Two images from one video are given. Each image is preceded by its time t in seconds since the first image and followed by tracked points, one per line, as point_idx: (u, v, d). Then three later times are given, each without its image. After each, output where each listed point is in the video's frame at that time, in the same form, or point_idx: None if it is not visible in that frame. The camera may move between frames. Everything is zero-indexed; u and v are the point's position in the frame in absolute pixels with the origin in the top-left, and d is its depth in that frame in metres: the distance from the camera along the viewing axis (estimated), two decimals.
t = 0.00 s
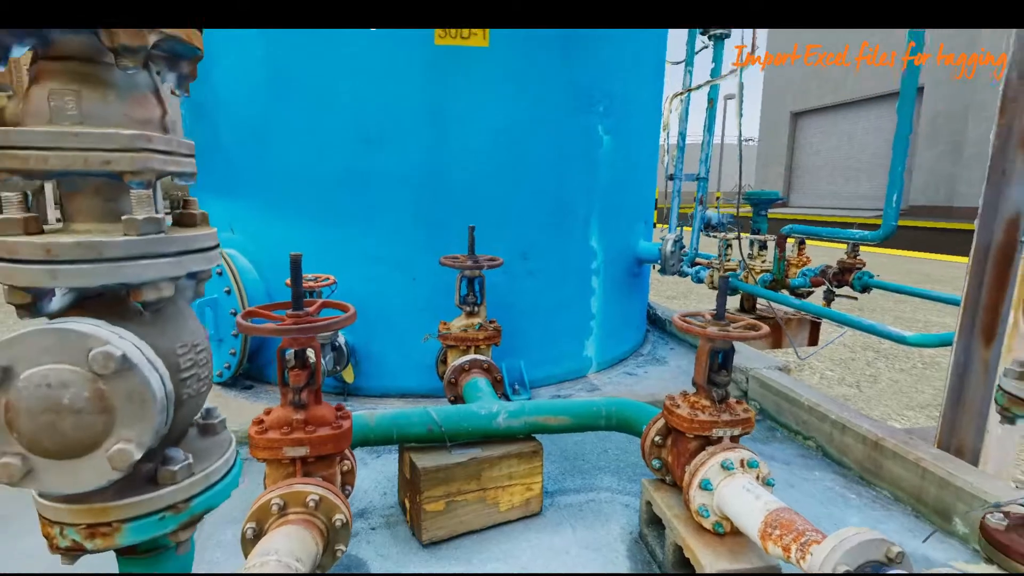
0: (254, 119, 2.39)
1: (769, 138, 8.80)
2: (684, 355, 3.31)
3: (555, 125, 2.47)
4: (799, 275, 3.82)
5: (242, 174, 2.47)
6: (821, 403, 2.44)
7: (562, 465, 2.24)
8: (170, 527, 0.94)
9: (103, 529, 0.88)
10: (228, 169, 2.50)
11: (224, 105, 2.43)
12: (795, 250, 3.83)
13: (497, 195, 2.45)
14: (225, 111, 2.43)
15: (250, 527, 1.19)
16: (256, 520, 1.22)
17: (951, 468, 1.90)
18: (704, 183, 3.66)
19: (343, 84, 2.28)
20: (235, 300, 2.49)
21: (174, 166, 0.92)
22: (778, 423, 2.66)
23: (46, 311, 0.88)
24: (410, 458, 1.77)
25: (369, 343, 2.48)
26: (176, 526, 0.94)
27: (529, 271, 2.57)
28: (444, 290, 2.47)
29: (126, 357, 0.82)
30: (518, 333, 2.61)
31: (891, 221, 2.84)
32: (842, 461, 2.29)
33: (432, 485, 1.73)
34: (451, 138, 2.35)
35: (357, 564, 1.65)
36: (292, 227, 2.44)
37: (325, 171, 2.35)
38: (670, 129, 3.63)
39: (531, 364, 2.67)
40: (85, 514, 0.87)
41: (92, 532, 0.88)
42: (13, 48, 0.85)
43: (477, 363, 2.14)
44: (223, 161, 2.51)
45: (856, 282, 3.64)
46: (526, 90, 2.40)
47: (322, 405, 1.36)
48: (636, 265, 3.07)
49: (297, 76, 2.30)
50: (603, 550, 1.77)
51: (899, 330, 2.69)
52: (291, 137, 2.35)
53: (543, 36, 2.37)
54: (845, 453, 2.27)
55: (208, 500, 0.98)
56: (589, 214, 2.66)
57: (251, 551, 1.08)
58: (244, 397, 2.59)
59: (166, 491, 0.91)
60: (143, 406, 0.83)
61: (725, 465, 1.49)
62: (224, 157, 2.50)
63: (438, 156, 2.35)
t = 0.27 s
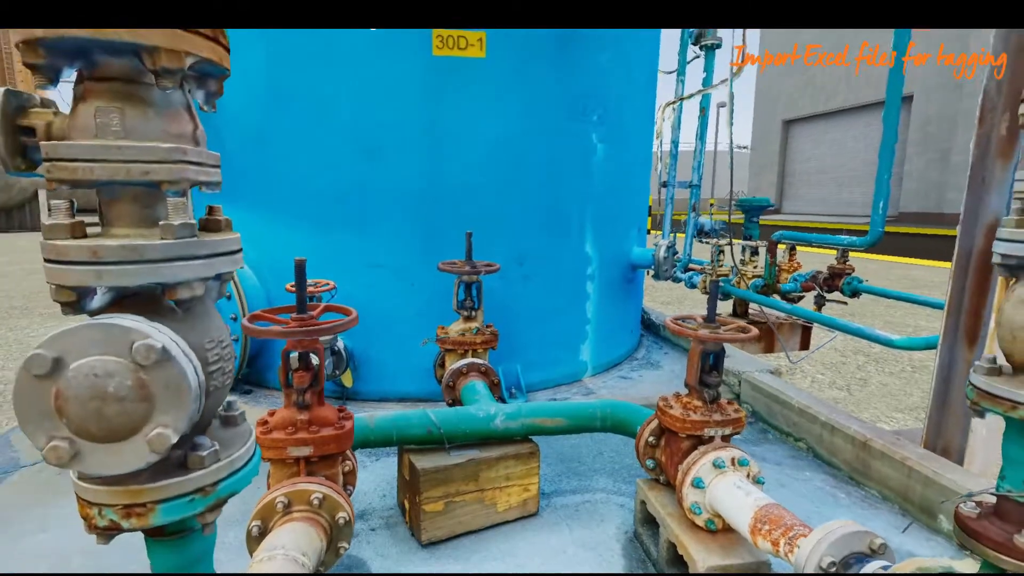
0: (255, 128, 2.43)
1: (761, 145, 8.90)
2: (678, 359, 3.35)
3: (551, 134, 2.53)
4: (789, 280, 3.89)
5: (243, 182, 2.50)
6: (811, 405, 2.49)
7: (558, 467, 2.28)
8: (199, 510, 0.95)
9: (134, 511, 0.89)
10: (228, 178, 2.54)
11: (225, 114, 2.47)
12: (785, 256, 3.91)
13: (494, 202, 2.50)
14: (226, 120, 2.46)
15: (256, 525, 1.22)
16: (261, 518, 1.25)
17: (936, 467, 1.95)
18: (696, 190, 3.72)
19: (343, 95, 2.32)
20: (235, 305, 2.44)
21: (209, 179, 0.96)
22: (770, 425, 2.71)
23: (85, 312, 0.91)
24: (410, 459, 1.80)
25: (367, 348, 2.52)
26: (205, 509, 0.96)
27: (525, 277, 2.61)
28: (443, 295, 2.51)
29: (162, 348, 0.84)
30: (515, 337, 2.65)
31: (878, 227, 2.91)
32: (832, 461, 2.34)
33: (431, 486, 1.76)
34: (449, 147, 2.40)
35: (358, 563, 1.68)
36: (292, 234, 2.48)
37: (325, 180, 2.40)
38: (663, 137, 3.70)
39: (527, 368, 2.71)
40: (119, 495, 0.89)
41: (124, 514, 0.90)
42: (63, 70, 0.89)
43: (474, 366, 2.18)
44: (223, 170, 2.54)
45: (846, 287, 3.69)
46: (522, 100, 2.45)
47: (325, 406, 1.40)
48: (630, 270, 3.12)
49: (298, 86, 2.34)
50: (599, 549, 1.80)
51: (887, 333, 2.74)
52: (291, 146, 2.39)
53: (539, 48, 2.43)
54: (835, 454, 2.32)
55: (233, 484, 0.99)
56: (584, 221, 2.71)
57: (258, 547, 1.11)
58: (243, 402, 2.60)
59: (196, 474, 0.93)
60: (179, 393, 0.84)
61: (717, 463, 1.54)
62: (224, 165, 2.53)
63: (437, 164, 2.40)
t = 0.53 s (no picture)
0: (254, 134, 2.47)
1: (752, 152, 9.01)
2: (671, 362, 3.40)
3: (546, 141, 2.58)
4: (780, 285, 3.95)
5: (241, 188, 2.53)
6: (801, 407, 2.54)
7: (554, 468, 2.31)
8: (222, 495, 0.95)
9: (163, 495, 0.89)
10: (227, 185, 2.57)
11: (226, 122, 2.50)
12: (776, 261, 3.98)
13: (490, 208, 2.55)
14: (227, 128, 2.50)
15: (260, 523, 1.25)
16: (266, 516, 1.28)
17: (921, 465, 2.01)
18: (688, 196, 3.78)
19: (341, 103, 2.36)
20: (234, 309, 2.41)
21: (236, 187, 0.99)
22: (761, 426, 2.76)
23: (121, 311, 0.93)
24: (409, 460, 1.83)
25: (365, 352, 2.55)
26: (227, 494, 0.95)
27: (521, 281, 2.66)
28: (440, 300, 2.55)
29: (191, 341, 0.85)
30: (511, 341, 2.69)
31: (864, 233, 2.97)
32: (821, 461, 2.39)
33: (430, 486, 1.79)
34: (446, 154, 2.45)
35: (358, 563, 1.71)
36: (290, 240, 2.51)
37: (324, 186, 2.43)
38: (655, 144, 3.76)
39: (523, 371, 2.75)
40: (150, 478, 0.89)
41: (153, 499, 0.89)
42: (104, 88, 0.93)
43: (471, 370, 2.22)
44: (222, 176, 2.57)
45: (835, 291, 3.76)
46: (517, 108, 2.51)
47: (327, 407, 1.43)
48: (623, 275, 3.17)
49: (297, 95, 2.38)
50: (595, 547, 1.84)
51: (874, 336, 2.81)
52: (290, 153, 2.43)
53: (533, 58, 2.49)
54: (824, 454, 2.38)
55: (255, 471, 0.98)
56: (579, 226, 2.76)
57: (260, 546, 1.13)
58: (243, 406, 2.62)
59: (218, 462, 0.92)
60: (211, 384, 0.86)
61: (708, 461, 1.59)
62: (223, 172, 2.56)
63: (435, 171, 2.45)
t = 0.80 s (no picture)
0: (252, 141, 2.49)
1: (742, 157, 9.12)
2: (664, 364, 3.44)
3: (541, 147, 2.63)
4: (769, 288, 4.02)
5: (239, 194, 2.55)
6: (790, 407, 2.60)
7: (549, 468, 2.34)
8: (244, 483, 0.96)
9: (189, 482, 0.90)
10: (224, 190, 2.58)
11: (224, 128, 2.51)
12: (765, 265, 4.05)
13: (485, 213, 2.59)
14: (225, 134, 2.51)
15: (265, 520, 1.28)
16: (270, 514, 1.31)
17: (906, 462, 2.06)
18: (679, 201, 3.85)
19: (339, 109, 2.39)
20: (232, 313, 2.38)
21: (257, 194, 1.02)
22: (751, 427, 2.82)
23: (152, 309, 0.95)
24: (407, 461, 1.86)
25: (362, 355, 2.57)
26: (249, 482, 0.96)
27: (516, 285, 2.70)
28: (437, 303, 2.59)
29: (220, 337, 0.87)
30: (506, 344, 2.73)
31: (851, 237, 3.04)
32: (809, 460, 2.45)
33: (428, 486, 1.82)
34: (443, 160, 2.49)
35: (357, 562, 1.73)
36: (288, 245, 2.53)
37: (321, 192, 2.45)
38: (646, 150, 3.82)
39: (518, 374, 2.78)
40: (178, 465, 0.90)
41: (180, 486, 0.90)
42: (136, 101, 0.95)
43: (467, 372, 2.24)
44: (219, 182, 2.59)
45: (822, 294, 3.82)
46: (512, 115, 2.56)
47: (328, 407, 1.46)
48: (616, 279, 3.21)
49: (295, 102, 2.41)
50: (589, 545, 1.88)
51: (861, 337, 2.86)
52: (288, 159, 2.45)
53: (527, 66, 2.54)
54: (812, 453, 2.43)
55: (276, 461, 0.99)
56: (573, 231, 2.81)
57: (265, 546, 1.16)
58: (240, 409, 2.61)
59: (242, 450, 0.93)
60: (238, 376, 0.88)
61: (700, 459, 1.64)
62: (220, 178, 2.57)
63: (432, 177, 2.49)
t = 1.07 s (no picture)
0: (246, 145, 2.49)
1: (730, 161, 9.23)
2: (656, 365, 3.48)
3: (534, 152, 2.68)
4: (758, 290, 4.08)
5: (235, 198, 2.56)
6: (778, 406, 2.66)
7: (544, 467, 2.37)
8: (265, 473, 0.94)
9: (213, 471, 0.88)
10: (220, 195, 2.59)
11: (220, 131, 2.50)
12: (754, 267, 4.12)
13: (479, 216, 2.63)
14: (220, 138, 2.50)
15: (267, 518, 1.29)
16: (271, 512, 1.32)
17: (891, 458, 2.12)
18: (670, 205, 3.90)
19: (335, 113, 2.42)
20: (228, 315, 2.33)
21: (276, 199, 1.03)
22: (741, 426, 2.87)
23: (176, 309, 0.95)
24: (404, 460, 1.88)
25: (358, 357, 2.59)
26: (268, 473, 0.94)
27: (510, 287, 2.74)
28: (433, 306, 2.62)
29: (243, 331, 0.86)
30: (500, 346, 2.77)
31: (837, 239, 3.11)
32: (797, 457, 2.51)
33: (426, 485, 1.83)
34: (438, 164, 2.53)
35: (356, 561, 1.75)
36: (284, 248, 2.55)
37: (318, 196, 2.47)
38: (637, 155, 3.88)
39: (512, 375, 2.82)
40: (200, 453, 0.87)
41: (204, 475, 0.88)
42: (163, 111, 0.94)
43: (464, 373, 2.26)
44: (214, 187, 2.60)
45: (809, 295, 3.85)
46: (506, 120, 2.60)
47: (329, 407, 1.49)
48: (608, 281, 3.26)
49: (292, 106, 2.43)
50: (584, 542, 1.91)
51: (847, 337, 2.93)
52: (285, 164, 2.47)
53: (521, 72, 2.59)
54: (800, 450, 2.49)
55: (292, 451, 0.98)
56: (565, 234, 2.86)
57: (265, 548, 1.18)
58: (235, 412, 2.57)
59: (262, 441, 0.92)
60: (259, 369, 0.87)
61: (692, 455, 1.69)
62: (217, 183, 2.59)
63: (428, 180, 2.52)
